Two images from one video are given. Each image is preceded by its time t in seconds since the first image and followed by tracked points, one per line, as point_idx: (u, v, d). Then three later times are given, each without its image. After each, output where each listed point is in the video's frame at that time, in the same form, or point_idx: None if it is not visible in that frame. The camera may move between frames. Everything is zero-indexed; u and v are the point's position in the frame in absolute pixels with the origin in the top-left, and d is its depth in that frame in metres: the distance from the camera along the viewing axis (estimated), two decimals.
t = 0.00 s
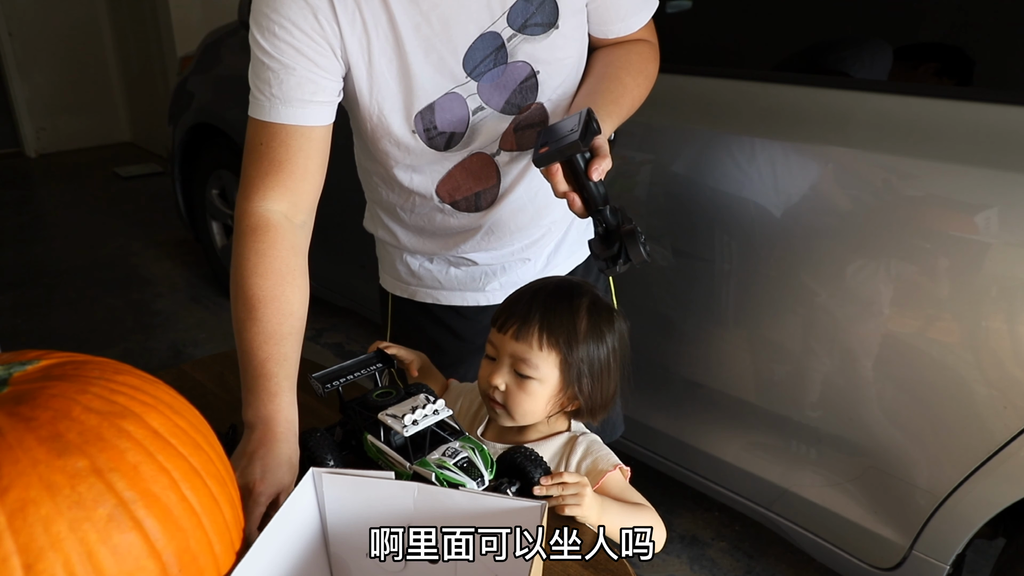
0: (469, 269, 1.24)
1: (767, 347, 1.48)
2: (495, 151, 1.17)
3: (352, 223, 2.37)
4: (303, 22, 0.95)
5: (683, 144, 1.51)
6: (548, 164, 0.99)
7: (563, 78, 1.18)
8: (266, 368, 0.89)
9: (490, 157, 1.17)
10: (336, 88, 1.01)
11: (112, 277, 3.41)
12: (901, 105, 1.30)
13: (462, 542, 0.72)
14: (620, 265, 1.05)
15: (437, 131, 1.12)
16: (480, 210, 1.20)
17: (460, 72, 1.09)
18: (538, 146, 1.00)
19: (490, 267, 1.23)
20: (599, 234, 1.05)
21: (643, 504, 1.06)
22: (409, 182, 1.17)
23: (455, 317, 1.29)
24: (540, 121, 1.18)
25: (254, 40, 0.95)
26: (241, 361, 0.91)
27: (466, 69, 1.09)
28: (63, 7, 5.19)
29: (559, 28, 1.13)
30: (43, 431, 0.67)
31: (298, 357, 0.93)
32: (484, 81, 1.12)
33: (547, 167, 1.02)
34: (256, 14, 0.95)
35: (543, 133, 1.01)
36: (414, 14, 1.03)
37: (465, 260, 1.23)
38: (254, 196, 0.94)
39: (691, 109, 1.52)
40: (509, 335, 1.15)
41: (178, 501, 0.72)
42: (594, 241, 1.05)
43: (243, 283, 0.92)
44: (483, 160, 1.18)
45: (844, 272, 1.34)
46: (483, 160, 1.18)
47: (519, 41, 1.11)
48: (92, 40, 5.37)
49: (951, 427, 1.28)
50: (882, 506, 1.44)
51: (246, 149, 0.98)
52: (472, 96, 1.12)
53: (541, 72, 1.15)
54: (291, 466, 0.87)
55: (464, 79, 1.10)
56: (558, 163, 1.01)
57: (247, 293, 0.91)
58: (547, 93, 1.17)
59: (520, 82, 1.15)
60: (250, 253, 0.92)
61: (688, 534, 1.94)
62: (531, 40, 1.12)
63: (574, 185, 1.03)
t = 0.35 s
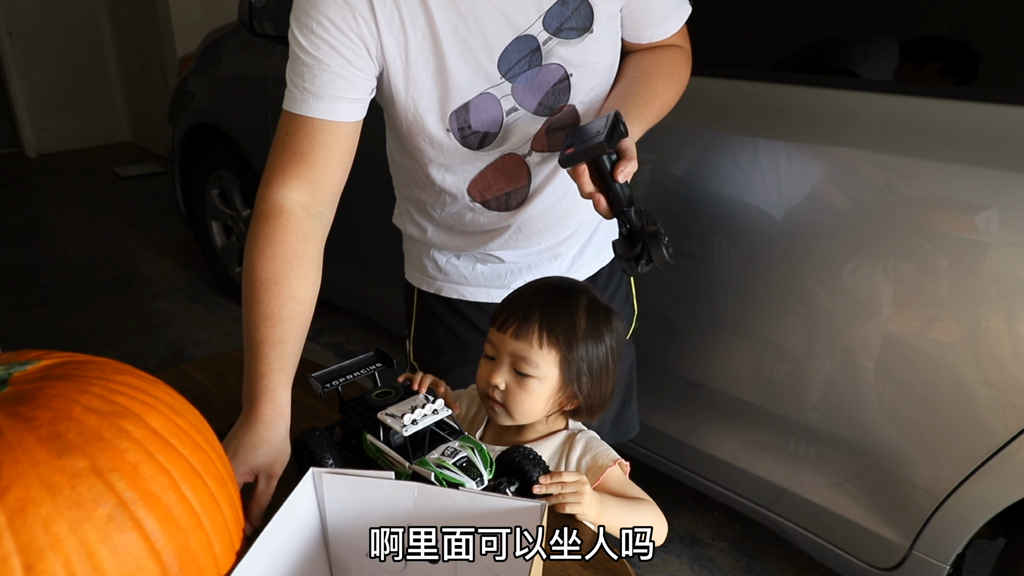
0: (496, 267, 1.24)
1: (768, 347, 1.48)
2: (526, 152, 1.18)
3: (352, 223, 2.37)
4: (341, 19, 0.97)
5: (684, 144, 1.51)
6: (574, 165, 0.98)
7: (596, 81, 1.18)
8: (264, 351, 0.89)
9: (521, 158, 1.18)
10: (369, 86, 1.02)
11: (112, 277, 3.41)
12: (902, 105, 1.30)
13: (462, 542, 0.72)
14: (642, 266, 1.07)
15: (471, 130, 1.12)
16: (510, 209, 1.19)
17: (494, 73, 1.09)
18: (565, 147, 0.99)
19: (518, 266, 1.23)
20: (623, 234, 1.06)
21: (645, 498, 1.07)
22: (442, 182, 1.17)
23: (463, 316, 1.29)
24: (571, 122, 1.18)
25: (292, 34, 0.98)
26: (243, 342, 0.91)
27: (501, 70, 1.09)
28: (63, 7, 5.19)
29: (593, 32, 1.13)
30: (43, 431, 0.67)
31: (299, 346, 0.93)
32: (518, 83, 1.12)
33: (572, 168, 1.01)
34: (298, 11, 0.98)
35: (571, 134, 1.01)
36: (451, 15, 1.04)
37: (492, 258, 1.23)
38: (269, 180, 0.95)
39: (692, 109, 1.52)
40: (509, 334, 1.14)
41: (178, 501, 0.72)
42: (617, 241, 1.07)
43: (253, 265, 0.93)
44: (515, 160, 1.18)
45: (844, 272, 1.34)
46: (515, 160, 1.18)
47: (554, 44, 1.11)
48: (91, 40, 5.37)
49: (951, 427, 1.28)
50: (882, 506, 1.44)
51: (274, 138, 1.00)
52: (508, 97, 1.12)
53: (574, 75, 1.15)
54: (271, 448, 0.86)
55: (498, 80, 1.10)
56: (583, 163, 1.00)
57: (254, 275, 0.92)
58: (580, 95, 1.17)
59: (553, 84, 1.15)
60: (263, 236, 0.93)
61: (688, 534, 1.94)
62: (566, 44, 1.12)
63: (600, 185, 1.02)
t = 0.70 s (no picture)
0: (497, 269, 1.24)
1: (768, 347, 1.48)
2: (527, 156, 1.18)
3: (353, 223, 2.37)
4: (343, 26, 0.96)
5: (684, 145, 1.51)
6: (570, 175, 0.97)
7: (596, 86, 1.18)
8: (271, 365, 0.89)
9: (522, 161, 1.18)
10: (371, 92, 1.01)
11: (112, 277, 3.42)
12: (901, 105, 1.30)
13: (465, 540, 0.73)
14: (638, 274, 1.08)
15: (472, 136, 1.12)
16: (511, 211, 1.20)
17: (494, 80, 1.09)
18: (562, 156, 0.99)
19: (518, 267, 1.24)
20: (619, 242, 1.07)
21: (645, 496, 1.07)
22: (443, 184, 1.18)
23: (463, 316, 1.29)
24: (572, 125, 1.19)
25: (294, 42, 0.96)
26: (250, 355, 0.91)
27: (500, 76, 1.09)
28: (63, 7, 5.19)
29: (593, 37, 1.13)
30: (43, 431, 0.67)
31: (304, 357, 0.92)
32: (518, 89, 1.12)
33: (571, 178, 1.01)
34: (299, 19, 0.97)
35: (570, 143, 1.01)
36: (451, 22, 1.04)
37: (493, 258, 1.23)
38: (276, 191, 0.95)
39: (692, 109, 1.51)
40: (507, 341, 1.14)
41: (178, 502, 0.72)
42: (614, 249, 1.08)
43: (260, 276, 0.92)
44: (516, 163, 1.18)
45: (844, 274, 1.34)
46: (516, 163, 1.18)
47: (553, 50, 1.11)
48: (91, 40, 5.37)
49: (951, 427, 1.28)
50: (882, 506, 1.44)
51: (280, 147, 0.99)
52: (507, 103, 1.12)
53: (574, 79, 1.15)
54: (279, 463, 0.87)
55: (498, 86, 1.10)
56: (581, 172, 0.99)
57: (262, 287, 0.92)
58: (580, 99, 1.18)
59: (553, 89, 1.15)
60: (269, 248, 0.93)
61: (688, 534, 1.94)
62: (566, 50, 1.12)
63: (597, 194, 1.02)
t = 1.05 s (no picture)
0: (483, 268, 1.24)
1: (767, 347, 1.48)
2: (510, 155, 1.17)
3: (353, 223, 2.37)
4: (323, 28, 0.97)
5: (683, 145, 1.50)
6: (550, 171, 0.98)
7: (578, 83, 1.18)
8: (263, 366, 0.90)
9: (506, 160, 1.17)
10: (355, 94, 1.01)
11: (112, 277, 3.41)
12: (901, 106, 1.30)
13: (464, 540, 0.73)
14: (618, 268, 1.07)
15: (454, 136, 1.13)
16: (497, 210, 1.20)
17: (476, 80, 1.09)
18: (541, 152, 0.99)
19: (502, 266, 1.23)
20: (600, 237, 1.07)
21: (643, 490, 1.06)
22: (427, 184, 1.18)
23: (454, 317, 1.30)
24: (554, 124, 1.18)
25: (274, 46, 0.97)
26: (243, 359, 0.91)
27: (482, 76, 1.09)
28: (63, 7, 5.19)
29: (573, 35, 1.13)
30: (43, 431, 0.67)
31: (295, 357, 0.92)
32: (500, 88, 1.12)
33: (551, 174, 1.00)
34: (280, 23, 0.97)
35: (550, 139, 1.01)
36: (431, 23, 1.04)
37: (478, 257, 1.23)
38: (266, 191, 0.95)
39: (692, 109, 1.51)
40: (513, 346, 1.14)
41: (178, 502, 0.72)
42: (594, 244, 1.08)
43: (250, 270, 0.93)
44: (499, 163, 1.18)
45: (844, 274, 1.34)
46: (499, 163, 1.18)
47: (534, 48, 1.11)
48: (91, 40, 5.37)
49: (951, 427, 1.28)
50: (882, 506, 1.44)
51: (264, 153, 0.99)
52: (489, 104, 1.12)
53: (556, 78, 1.15)
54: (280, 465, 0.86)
55: (480, 86, 1.10)
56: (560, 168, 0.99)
57: (252, 291, 0.92)
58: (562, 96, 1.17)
59: (534, 88, 1.15)
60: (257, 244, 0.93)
61: (688, 534, 1.94)
62: (546, 48, 1.12)
63: (578, 190, 1.01)
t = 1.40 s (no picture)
0: (474, 259, 1.22)
1: (767, 346, 1.48)
2: (503, 135, 1.14)
3: (353, 223, 2.37)
4: None
5: (683, 144, 1.50)
6: (534, 136, 0.96)
7: (580, 75, 1.14)
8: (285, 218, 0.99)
9: (498, 141, 1.15)
10: (349, 48, 1.10)
11: (112, 277, 3.41)
12: (902, 105, 1.30)
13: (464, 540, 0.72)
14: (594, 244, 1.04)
15: (445, 102, 1.12)
16: (484, 194, 1.17)
17: (475, 48, 1.09)
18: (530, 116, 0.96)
19: (494, 262, 1.21)
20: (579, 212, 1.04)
21: (644, 494, 1.04)
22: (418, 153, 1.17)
23: (450, 319, 1.29)
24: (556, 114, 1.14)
25: None
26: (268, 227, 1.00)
27: (481, 45, 1.09)
28: (63, 7, 5.19)
29: (579, 19, 1.11)
30: (44, 431, 0.67)
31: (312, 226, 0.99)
32: (499, 61, 1.10)
33: (535, 141, 0.97)
34: None
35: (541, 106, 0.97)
36: None
37: (472, 254, 1.21)
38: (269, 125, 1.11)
39: (692, 109, 1.52)
40: (520, 341, 1.14)
41: (178, 502, 0.72)
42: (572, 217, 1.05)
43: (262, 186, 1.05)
44: (491, 143, 1.15)
45: (843, 275, 1.34)
46: (491, 143, 1.15)
47: (537, 26, 1.09)
48: (92, 40, 5.37)
49: (951, 427, 1.28)
50: (882, 506, 1.44)
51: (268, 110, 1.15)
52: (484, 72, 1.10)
53: (556, 61, 1.12)
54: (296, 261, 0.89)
55: (478, 55, 1.09)
56: (547, 138, 0.96)
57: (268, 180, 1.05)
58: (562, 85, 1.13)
59: (534, 68, 1.12)
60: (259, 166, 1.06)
61: (688, 534, 1.94)
62: (549, 28, 1.10)
63: (563, 165, 0.98)
